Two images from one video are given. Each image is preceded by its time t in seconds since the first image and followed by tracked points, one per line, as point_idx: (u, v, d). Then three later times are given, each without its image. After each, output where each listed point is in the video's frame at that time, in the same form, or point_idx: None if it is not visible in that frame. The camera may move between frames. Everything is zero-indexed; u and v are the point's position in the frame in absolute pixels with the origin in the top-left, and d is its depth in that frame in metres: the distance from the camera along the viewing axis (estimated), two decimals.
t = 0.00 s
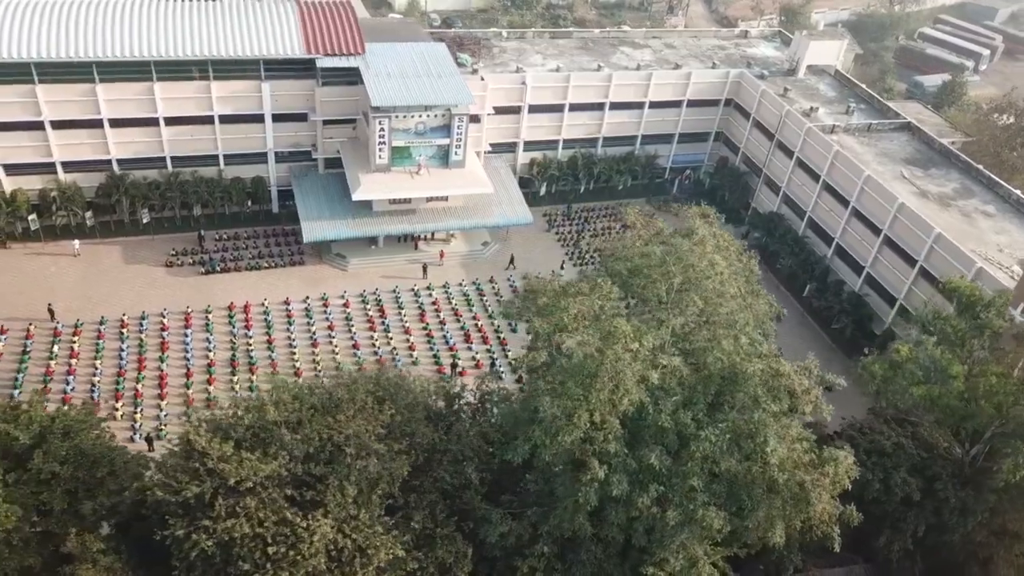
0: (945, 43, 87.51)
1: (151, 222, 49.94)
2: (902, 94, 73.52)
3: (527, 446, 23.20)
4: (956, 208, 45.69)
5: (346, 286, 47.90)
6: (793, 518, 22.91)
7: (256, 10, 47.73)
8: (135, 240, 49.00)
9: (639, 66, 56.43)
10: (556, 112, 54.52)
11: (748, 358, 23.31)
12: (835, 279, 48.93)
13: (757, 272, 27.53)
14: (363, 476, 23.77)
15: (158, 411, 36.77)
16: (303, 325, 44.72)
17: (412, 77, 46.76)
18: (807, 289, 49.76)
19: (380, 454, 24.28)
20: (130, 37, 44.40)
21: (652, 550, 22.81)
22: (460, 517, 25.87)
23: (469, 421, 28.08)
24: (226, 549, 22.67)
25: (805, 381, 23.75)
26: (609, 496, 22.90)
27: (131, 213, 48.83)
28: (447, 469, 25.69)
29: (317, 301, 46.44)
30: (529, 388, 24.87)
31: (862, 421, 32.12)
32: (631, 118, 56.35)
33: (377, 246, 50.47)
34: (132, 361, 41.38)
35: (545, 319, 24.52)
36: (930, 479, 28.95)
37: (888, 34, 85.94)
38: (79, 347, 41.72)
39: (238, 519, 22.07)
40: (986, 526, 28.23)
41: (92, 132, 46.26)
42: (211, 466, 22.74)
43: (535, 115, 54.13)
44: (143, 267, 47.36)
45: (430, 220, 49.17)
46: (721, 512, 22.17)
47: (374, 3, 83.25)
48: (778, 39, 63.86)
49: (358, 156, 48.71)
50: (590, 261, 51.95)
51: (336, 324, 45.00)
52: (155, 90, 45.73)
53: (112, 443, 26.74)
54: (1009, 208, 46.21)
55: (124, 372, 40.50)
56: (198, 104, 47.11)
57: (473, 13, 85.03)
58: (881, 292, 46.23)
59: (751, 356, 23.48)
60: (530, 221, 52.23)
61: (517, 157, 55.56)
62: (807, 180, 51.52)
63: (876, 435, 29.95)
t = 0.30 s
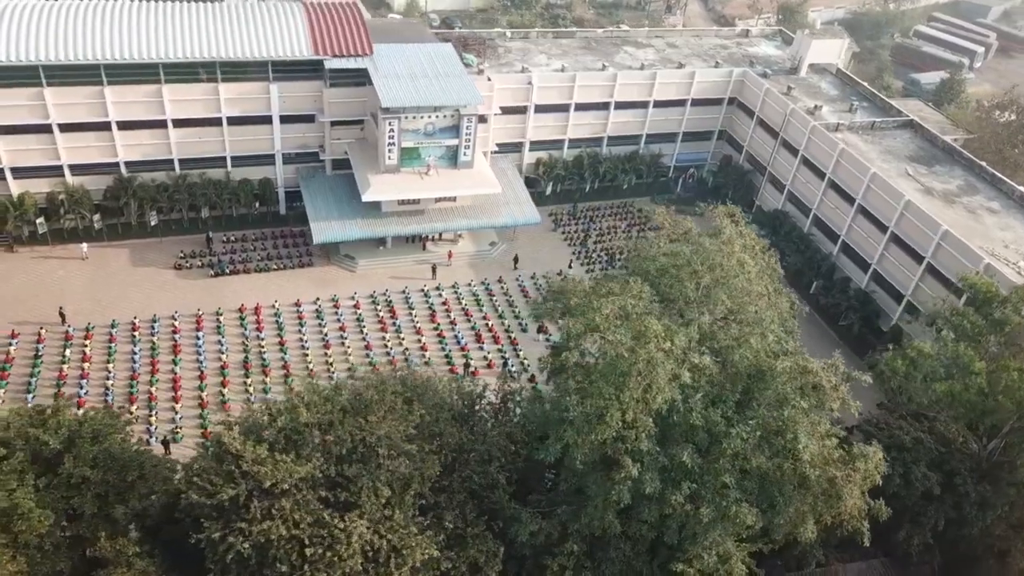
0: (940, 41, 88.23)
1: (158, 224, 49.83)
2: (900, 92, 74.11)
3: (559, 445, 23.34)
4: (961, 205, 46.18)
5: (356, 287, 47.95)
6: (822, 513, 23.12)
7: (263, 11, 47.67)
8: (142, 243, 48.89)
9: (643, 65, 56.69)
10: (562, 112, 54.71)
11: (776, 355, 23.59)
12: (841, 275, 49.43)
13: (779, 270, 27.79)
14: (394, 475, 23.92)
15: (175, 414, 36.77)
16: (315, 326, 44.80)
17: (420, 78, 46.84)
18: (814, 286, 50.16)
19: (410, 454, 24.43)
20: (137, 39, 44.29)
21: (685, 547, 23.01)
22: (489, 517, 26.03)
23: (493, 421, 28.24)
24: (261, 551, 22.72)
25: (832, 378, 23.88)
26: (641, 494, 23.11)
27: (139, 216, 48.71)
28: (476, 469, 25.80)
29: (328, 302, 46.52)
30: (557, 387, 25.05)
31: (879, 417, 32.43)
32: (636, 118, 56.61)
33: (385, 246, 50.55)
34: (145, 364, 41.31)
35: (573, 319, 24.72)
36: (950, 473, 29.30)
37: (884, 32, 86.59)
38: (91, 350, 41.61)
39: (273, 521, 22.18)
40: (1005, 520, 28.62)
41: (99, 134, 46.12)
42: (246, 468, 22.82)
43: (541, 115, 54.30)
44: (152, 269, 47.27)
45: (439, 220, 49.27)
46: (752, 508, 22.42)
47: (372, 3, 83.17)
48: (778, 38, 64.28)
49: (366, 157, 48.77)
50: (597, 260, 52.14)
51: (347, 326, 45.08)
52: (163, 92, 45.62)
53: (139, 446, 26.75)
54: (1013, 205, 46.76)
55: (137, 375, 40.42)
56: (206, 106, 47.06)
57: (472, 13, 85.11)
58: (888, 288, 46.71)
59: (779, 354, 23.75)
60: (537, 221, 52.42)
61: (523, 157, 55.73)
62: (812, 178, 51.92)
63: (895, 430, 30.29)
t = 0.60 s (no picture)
0: (931, 38, 89.05)
1: (165, 227, 49.70)
2: (894, 89, 74.75)
3: (590, 444, 23.54)
4: (964, 200, 46.75)
5: (364, 288, 47.98)
6: (850, 505, 23.41)
7: (268, 13, 47.64)
8: (148, 246, 48.74)
9: (645, 64, 56.98)
10: (565, 112, 54.94)
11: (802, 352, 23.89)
12: (845, 271, 49.93)
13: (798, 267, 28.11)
14: (425, 476, 24.06)
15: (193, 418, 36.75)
16: (325, 327, 44.84)
17: (427, 79, 46.94)
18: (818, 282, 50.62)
19: (440, 455, 24.58)
20: (143, 42, 44.15)
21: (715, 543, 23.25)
22: (518, 515, 26.19)
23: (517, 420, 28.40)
24: (296, 553, 22.81)
25: (857, 375, 24.03)
26: (671, 490, 23.35)
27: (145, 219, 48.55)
28: (503, 469, 25.95)
29: (337, 303, 46.54)
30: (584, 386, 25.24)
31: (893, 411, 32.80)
32: (638, 116, 56.91)
33: (391, 247, 50.60)
34: (156, 367, 41.22)
35: (600, 318, 24.94)
36: (966, 465, 29.70)
37: (876, 29, 87.27)
38: (101, 354, 41.47)
39: (309, 523, 22.30)
40: (1022, 510, 29.03)
41: (105, 138, 45.94)
42: (280, 471, 22.93)
43: (545, 114, 54.50)
44: (159, 273, 47.14)
45: (446, 221, 49.36)
46: (783, 503, 22.69)
47: (368, 4, 83.06)
48: (776, 36, 64.75)
49: (373, 158, 48.85)
50: (602, 259, 52.37)
51: (357, 327, 45.15)
52: (169, 95, 45.51)
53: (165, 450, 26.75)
54: (1014, 200, 47.38)
55: (149, 379, 40.32)
56: (212, 108, 46.97)
57: (468, 12, 85.17)
58: (893, 284, 47.22)
59: (804, 351, 24.05)
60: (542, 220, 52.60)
61: (527, 157, 55.90)
62: (814, 175, 52.38)
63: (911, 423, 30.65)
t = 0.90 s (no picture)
0: (921, 34, 89.89)
1: (169, 230, 49.55)
2: (887, 85, 75.42)
3: (619, 441, 23.79)
4: (964, 195, 47.42)
5: (371, 289, 48.04)
6: (876, 496, 23.77)
7: (270, 14, 47.61)
8: (153, 250, 48.57)
9: (645, 63, 57.32)
10: (567, 111, 55.18)
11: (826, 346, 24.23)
12: (847, 266, 50.51)
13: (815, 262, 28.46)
14: (455, 475, 24.23)
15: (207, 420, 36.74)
16: (333, 328, 44.89)
17: (432, 80, 47.09)
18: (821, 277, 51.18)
19: (469, 454, 24.77)
20: (147, 45, 44.01)
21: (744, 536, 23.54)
22: (545, 513, 26.37)
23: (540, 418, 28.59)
24: (331, 554, 22.91)
25: (879, 368, 24.43)
26: (701, 485, 23.62)
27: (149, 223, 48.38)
28: (530, 467, 26.13)
29: (344, 305, 46.58)
30: (610, 383, 25.52)
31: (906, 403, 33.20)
32: (639, 115, 57.23)
33: (397, 248, 50.66)
34: (167, 371, 41.13)
35: (626, 316, 25.22)
36: (981, 456, 30.09)
37: (867, 26, 88.01)
38: (111, 359, 41.34)
39: (343, 524, 22.44)
40: None
41: (109, 141, 45.73)
42: (314, 473, 23.09)
43: (547, 114, 54.72)
44: (165, 276, 47.00)
45: (452, 221, 49.48)
46: (812, 496, 23.02)
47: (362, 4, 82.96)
48: (773, 34, 65.26)
49: (378, 160, 48.93)
50: (606, 257, 52.64)
51: (366, 328, 45.25)
52: (173, 98, 45.37)
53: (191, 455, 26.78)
54: (1012, 194, 48.08)
55: (161, 383, 40.23)
56: (217, 111, 46.86)
57: (462, 12, 85.26)
58: (896, 279, 47.81)
59: (828, 345, 24.38)
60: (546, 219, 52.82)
61: (529, 156, 56.09)
62: (815, 171, 52.89)
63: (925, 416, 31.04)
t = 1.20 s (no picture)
0: (910, 30, 90.81)
1: (173, 234, 49.39)
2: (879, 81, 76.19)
3: (647, 437, 24.06)
4: (962, 189, 48.16)
5: (378, 290, 48.09)
6: (900, 487, 24.18)
7: (273, 16, 47.54)
8: (157, 254, 48.40)
9: (644, 61, 57.69)
10: (567, 110, 55.45)
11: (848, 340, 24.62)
12: (848, 260, 51.15)
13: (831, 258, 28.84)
14: (485, 474, 24.42)
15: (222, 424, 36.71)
16: (342, 330, 44.93)
17: (436, 81, 47.23)
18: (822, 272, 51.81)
19: (498, 453, 24.98)
20: (151, 48, 43.85)
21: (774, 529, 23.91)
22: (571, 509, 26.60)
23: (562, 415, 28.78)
24: (366, 554, 23.05)
25: (899, 361, 24.88)
26: (729, 479, 23.92)
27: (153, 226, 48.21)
28: (556, 464, 26.35)
29: (352, 306, 46.62)
30: (634, 380, 25.84)
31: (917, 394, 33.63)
32: (639, 113, 57.59)
33: (402, 249, 50.74)
34: (177, 375, 41.03)
35: (650, 314, 25.52)
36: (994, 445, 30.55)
37: (857, 23, 88.82)
38: (120, 364, 41.19)
39: (378, 524, 22.60)
40: None
41: (112, 145, 45.51)
42: (348, 474, 23.27)
43: (548, 113, 54.97)
44: (170, 280, 46.86)
45: (456, 221, 49.62)
46: (839, 488, 23.39)
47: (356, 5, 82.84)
48: (767, 32, 65.82)
49: (382, 161, 49.02)
50: (610, 255, 52.97)
51: (374, 328, 45.33)
52: (177, 101, 45.23)
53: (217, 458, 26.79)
54: (1009, 187, 48.85)
55: (171, 387, 40.12)
56: (220, 113, 46.74)
57: (455, 12, 85.42)
58: (896, 273, 48.45)
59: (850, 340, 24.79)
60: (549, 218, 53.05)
61: (530, 155, 56.33)
62: (814, 167, 53.46)
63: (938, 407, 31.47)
